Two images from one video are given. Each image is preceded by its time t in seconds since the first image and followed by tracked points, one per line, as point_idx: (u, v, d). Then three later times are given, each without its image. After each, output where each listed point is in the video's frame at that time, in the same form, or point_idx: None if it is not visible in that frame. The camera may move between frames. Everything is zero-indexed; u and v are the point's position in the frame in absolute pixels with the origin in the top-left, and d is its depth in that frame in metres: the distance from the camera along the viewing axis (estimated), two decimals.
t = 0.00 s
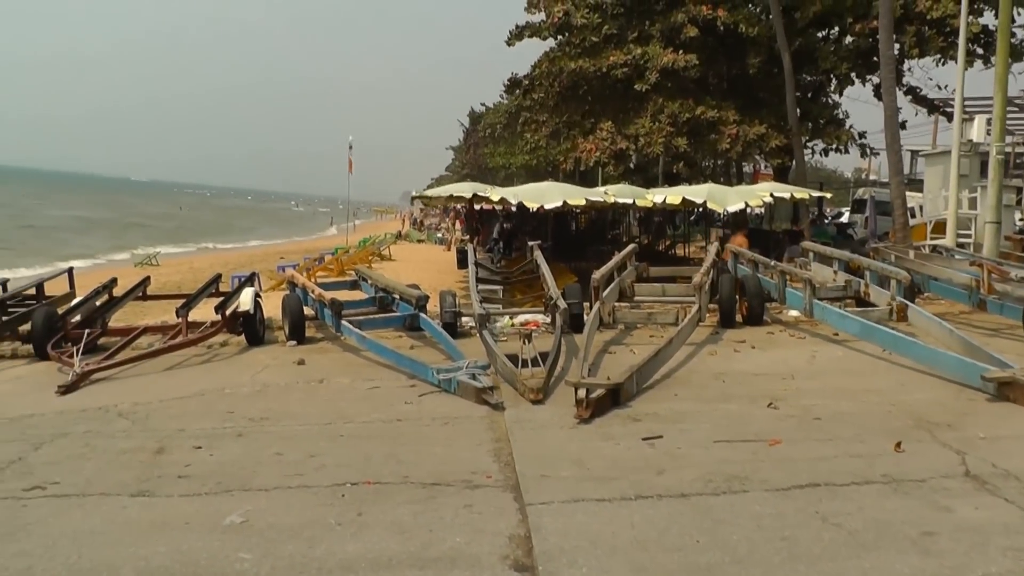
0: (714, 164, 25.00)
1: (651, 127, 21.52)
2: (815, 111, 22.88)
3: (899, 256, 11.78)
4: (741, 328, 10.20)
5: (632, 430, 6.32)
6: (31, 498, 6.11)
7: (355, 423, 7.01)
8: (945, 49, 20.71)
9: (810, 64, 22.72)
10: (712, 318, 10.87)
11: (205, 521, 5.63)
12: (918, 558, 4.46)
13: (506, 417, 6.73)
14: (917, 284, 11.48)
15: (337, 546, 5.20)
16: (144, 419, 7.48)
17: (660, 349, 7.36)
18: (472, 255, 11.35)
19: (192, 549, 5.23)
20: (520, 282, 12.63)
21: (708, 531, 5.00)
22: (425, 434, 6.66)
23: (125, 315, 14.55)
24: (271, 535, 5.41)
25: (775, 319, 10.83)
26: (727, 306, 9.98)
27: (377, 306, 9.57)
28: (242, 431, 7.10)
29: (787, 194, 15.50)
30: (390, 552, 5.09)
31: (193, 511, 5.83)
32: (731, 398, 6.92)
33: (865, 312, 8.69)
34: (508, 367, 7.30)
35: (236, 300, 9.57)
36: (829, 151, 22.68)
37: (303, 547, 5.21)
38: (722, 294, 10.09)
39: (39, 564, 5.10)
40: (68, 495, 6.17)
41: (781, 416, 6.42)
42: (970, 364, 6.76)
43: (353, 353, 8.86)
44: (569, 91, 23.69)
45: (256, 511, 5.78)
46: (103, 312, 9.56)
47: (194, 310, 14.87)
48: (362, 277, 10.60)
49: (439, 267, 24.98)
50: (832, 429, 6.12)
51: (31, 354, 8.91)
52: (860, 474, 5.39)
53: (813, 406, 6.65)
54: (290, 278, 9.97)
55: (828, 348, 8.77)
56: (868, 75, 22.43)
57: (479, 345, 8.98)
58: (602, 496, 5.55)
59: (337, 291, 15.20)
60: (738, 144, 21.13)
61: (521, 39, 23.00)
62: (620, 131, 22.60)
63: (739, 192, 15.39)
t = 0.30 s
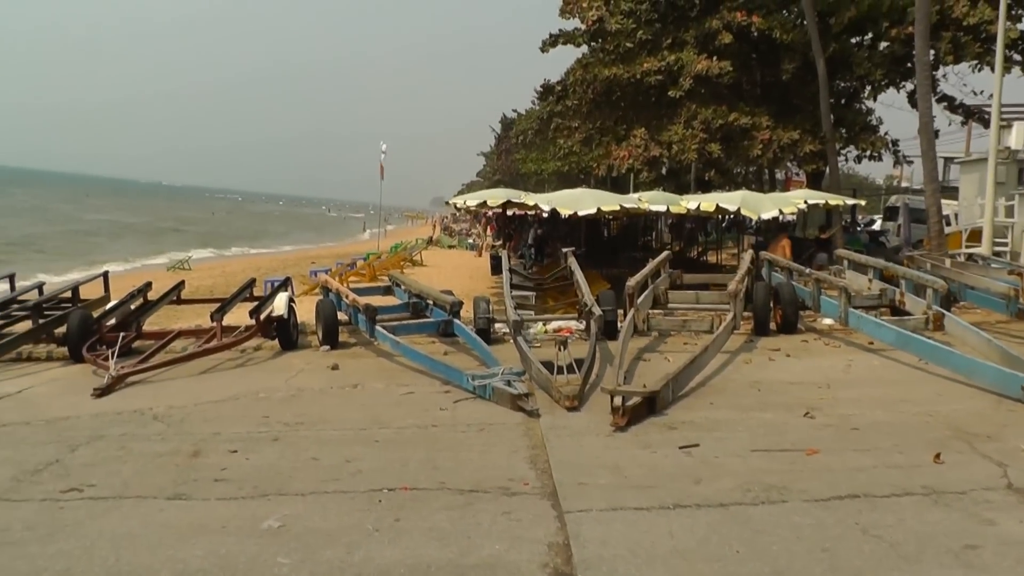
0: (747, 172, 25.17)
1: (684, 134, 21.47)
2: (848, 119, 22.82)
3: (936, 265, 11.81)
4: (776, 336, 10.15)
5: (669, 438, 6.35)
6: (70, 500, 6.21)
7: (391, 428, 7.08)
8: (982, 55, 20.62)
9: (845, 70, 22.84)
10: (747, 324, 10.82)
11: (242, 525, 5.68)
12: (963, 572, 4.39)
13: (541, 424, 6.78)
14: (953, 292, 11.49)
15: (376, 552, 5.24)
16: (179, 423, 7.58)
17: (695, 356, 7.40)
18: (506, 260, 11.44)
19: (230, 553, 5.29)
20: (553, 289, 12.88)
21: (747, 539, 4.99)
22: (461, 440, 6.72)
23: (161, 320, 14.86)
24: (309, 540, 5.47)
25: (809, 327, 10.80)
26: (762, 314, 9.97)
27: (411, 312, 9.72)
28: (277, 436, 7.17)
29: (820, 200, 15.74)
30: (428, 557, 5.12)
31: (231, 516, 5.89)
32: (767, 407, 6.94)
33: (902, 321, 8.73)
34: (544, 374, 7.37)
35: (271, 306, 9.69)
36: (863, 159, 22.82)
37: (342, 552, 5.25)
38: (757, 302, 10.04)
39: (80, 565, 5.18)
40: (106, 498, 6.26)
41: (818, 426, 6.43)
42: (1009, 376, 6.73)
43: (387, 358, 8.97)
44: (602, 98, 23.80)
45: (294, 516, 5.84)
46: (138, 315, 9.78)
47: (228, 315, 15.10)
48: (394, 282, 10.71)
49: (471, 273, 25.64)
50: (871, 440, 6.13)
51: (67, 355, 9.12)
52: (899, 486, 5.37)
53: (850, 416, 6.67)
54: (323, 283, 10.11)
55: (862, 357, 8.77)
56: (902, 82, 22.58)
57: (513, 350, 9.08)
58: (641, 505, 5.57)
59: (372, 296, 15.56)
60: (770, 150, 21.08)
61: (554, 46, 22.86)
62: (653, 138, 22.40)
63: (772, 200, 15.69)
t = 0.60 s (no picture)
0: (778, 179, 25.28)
1: (714, 141, 21.54)
2: (880, 126, 22.86)
3: (971, 274, 11.84)
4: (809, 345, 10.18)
5: (703, 447, 6.38)
6: (104, 502, 6.27)
7: (422, 434, 7.14)
8: (1017, 61, 20.54)
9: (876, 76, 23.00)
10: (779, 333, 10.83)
11: (275, 529, 5.72)
12: None
13: (574, 431, 6.83)
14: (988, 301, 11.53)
15: (410, 559, 5.25)
16: (210, 426, 7.66)
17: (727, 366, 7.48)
18: (537, 268, 11.61)
19: (263, 558, 5.32)
20: (582, 296, 13.27)
21: (785, 550, 4.97)
22: (494, 447, 6.76)
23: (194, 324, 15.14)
24: (343, 546, 5.48)
25: (842, 336, 10.82)
26: (793, 321, 10.04)
27: (439, 318, 10.17)
28: (308, 441, 7.23)
29: (853, 209, 16.36)
30: (463, 563, 5.14)
31: (264, 520, 5.92)
32: (801, 417, 6.97)
33: (935, 331, 8.79)
34: (576, 381, 7.44)
35: (299, 310, 10.11)
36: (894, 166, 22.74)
37: (376, 559, 5.26)
38: (789, 310, 10.11)
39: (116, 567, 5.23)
40: (138, 501, 6.31)
41: (853, 437, 6.44)
42: None
43: (417, 364, 9.11)
44: (633, 104, 24.15)
45: (326, 521, 5.87)
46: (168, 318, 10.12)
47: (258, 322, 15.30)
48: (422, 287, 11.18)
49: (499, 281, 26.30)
50: (907, 451, 6.14)
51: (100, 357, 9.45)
52: (937, 499, 5.37)
53: (885, 427, 6.69)
54: (351, 288, 10.53)
55: (896, 367, 8.79)
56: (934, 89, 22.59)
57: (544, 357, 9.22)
58: (676, 514, 5.56)
59: (406, 303, 15.85)
60: (801, 155, 21.09)
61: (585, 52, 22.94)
62: (684, 146, 22.69)
63: (805, 208, 16.32)
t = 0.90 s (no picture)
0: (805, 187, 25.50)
1: (742, 148, 21.92)
2: (908, 132, 22.96)
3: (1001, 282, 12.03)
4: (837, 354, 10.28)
5: (733, 457, 6.42)
6: (133, 506, 6.29)
7: (451, 441, 7.22)
8: None
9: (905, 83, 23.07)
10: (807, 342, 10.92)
11: (305, 535, 5.72)
12: None
13: (603, 439, 6.89)
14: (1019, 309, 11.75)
15: (440, 565, 5.24)
16: (238, 431, 7.74)
17: (756, 375, 7.61)
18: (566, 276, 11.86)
19: (294, 563, 5.31)
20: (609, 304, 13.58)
21: (818, 561, 4.93)
22: (523, 455, 6.82)
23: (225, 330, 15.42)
24: (372, 551, 5.48)
25: (871, 345, 10.86)
26: (821, 329, 10.15)
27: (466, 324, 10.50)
28: (337, 446, 7.31)
29: (881, 218, 16.77)
30: (494, 571, 5.10)
31: (293, 525, 5.93)
32: (831, 427, 7.02)
33: (966, 341, 9.09)
34: (605, 390, 7.56)
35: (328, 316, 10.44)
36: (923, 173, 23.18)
37: (406, 565, 5.25)
38: (817, 318, 10.22)
39: (146, 570, 5.24)
40: (167, 504, 6.33)
41: (884, 448, 6.47)
42: None
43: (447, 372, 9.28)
44: (661, 110, 24.44)
45: (356, 528, 5.86)
46: (194, 324, 10.45)
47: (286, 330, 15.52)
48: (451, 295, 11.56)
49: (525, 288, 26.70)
50: (939, 463, 6.16)
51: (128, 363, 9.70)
52: (970, 512, 5.36)
53: (916, 438, 6.72)
54: (380, 295, 10.95)
55: (925, 378, 8.81)
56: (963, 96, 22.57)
57: (571, 365, 9.39)
58: (707, 525, 5.53)
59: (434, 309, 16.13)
60: (829, 163, 21.26)
61: (613, 58, 23.32)
62: (711, 152, 22.92)
63: (833, 215, 16.77)
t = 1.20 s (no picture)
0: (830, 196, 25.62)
1: (767, 155, 22.00)
2: (934, 139, 22.96)
3: None
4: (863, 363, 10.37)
5: (759, 467, 6.43)
6: (159, 509, 6.33)
7: (475, 449, 7.26)
8: None
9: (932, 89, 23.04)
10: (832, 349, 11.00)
11: (330, 540, 5.73)
12: None
13: (628, 447, 6.92)
14: None
15: (466, 571, 5.23)
16: (262, 437, 7.80)
17: (782, 384, 7.64)
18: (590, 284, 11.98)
19: (319, 568, 5.33)
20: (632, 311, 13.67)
21: (846, 572, 4.89)
22: (548, 462, 6.85)
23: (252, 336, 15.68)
24: (398, 558, 5.48)
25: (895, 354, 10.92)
26: (846, 338, 10.26)
27: (490, 332, 10.66)
28: (361, 453, 7.36)
29: (907, 225, 16.81)
30: None
31: (319, 531, 5.94)
32: (858, 438, 7.03)
33: (993, 349, 9.23)
34: (630, 399, 7.61)
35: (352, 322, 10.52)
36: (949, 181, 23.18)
37: (432, 572, 5.25)
38: (842, 327, 10.32)
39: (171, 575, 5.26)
40: (193, 509, 6.37)
41: (912, 460, 6.47)
42: None
43: (471, 379, 9.38)
44: (685, 117, 24.53)
45: (381, 534, 5.86)
46: (218, 330, 10.59)
47: (311, 337, 15.68)
48: (475, 302, 11.68)
49: (547, 296, 26.88)
50: (968, 475, 6.15)
51: (152, 367, 9.84)
52: (1001, 525, 5.31)
53: (944, 449, 6.72)
54: (405, 301, 11.09)
55: (952, 388, 8.80)
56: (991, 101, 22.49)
57: (595, 374, 9.49)
58: (734, 535, 5.51)
59: (459, 316, 16.28)
60: (854, 172, 21.31)
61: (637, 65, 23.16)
62: (735, 159, 23.02)
63: (858, 223, 16.86)
